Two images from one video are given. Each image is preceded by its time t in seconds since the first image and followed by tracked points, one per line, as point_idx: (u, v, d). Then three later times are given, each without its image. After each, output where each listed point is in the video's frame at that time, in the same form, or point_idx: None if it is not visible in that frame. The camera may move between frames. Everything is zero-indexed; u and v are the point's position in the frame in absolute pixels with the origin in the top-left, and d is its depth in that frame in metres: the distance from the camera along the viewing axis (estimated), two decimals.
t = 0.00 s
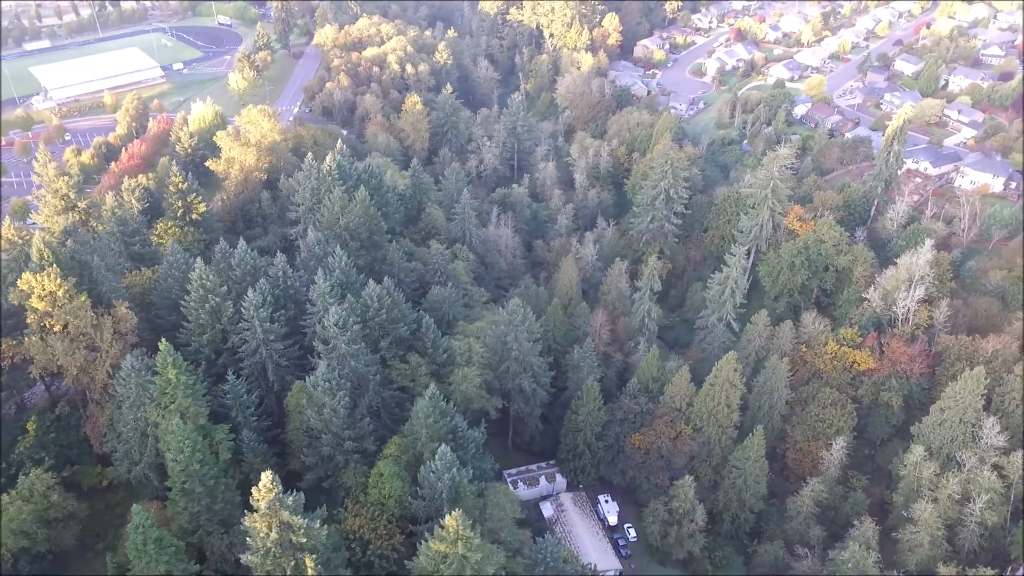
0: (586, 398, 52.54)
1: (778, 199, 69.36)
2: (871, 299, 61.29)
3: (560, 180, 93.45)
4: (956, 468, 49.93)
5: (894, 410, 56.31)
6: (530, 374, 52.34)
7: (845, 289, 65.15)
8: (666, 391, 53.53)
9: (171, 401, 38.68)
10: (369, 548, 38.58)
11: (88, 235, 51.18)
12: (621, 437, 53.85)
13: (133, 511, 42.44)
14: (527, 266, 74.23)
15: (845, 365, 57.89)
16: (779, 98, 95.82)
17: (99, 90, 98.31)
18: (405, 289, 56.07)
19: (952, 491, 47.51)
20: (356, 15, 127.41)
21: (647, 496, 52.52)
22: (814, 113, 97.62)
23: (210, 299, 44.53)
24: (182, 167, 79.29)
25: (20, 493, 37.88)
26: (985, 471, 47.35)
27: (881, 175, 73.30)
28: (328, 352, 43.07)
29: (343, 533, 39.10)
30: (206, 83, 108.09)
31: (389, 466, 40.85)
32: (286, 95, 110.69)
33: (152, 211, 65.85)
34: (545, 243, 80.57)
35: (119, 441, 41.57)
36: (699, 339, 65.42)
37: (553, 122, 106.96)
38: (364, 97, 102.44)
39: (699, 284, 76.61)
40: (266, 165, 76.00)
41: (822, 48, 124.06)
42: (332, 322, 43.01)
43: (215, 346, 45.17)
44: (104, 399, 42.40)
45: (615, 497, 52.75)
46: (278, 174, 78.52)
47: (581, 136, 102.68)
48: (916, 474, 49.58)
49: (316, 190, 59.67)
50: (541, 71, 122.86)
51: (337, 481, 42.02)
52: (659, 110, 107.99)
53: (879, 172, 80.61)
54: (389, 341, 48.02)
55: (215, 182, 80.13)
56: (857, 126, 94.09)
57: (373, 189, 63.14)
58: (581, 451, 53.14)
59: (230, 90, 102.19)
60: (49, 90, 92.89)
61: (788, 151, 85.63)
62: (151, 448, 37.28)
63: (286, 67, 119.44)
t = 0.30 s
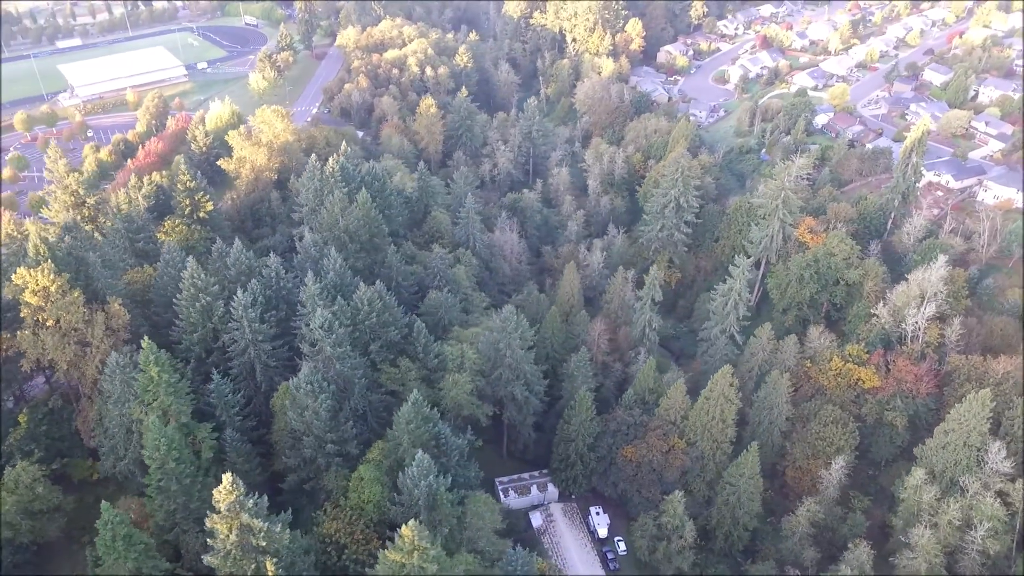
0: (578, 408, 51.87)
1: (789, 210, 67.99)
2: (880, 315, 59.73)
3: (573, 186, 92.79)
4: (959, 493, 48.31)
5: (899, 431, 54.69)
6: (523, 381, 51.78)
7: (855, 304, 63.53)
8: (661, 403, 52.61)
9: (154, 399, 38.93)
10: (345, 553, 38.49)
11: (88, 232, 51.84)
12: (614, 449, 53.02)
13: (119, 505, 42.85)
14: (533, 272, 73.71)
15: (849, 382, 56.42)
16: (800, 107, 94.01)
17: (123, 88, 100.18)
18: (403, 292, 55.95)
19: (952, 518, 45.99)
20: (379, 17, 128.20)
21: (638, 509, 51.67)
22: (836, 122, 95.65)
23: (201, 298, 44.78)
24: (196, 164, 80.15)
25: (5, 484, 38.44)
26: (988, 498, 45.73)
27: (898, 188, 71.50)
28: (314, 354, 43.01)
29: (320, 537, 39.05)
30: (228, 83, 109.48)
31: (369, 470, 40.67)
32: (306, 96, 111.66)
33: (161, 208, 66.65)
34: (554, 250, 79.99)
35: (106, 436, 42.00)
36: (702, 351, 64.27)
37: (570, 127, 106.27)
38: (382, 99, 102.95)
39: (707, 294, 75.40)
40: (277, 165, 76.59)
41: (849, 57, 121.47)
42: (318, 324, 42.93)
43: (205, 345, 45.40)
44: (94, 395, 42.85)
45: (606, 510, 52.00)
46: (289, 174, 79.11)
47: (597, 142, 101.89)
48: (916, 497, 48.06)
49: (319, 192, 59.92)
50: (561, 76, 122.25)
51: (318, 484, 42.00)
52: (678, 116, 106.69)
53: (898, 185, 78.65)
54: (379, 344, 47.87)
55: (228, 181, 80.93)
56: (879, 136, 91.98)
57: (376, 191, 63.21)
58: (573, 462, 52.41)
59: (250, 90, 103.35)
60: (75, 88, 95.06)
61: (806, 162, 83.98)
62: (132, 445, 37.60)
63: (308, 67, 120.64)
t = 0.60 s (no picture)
0: (569, 417, 51.14)
1: (798, 221, 66.57)
2: (887, 330, 58.10)
3: (585, 191, 92.08)
4: (960, 518, 46.70)
5: (901, 451, 53.08)
6: (514, 388, 51.24)
7: (863, 318, 61.96)
8: (654, 414, 51.70)
9: (136, 395, 39.14)
10: (319, 555, 38.34)
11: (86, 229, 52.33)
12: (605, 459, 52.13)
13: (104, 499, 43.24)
14: (536, 278, 73.08)
15: (851, 399, 54.95)
16: (818, 115, 92.16)
17: (143, 86, 102.62)
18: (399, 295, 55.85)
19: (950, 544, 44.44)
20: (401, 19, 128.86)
21: (627, 521, 50.85)
22: (856, 132, 93.60)
23: (191, 297, 44.97)
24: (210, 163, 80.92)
25: None
26: (988, 525, 44.13)
27: (914, 200, 69.66)
28: (299, 356, 43.01)
29: (295, 538, 39.01)
30: (248, 82, 110.68)
31: (348, 473, 40.57)
32: (324, 97, 112.63)
33: (168, 205, 67.36)
34: (561, 255, 79.24)
35: (91, 430, 42.37)
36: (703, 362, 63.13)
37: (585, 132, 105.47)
38: (398, 101, 103.30)
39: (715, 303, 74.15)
40: (287, 165, 77.08)
41: (875, 65, 118.84)
42: (302, 326, 42.87)
43: (194, 343, 45.59)
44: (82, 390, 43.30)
45: (596, 521, 51.28)
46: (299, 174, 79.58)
47: (612, 147, 101.01)
48: (913, 520, 46.50)
49: (320, 193, 60.12)
50: (580, 80, 121.43)
51: (299, 485, 42.07)
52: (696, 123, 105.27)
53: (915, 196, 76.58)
54: (368, 347, 47.80)
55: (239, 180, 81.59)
56: (900, 146, 89.79)
57: (378, 193, 63.22)
58: (562, 471, 51.73)
59: (269, 90, 104.41)
60: (99, 85, 100.26)
61: (821, 171, 82.25)
62: (111, 441, 37.90)
63: (328, 68, 121.66)
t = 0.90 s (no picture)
0: (559, 426, 50.53)
1: (808, 233, 65.04)
2: (894, 348, 56.44)
3: (597, 197, 91.23)
4: (959, 546, 45.09)
5: (903, 473, 51.46)
6: (504, 396, 50.78)
7: (871, 335, 60.32)
8: (647, 427, 50.81)
9: (119, 392, 39.44)
10: (295, 558, 38.29)
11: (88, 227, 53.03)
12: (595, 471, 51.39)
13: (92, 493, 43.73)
14: (541, 284, 72.51)
15: (853, 417, 53.46)
16: (839, 125, 90.16)
17: (167, 84, 105.87)
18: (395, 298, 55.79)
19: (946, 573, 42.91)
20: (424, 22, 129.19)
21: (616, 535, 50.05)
22: (878, 143, 91.22)
23: (182, 296, 45.29)
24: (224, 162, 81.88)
25: None
26: (987, 554, 42.52)
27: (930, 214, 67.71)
28: (285, 358, 43.08)
29: (272, 540, 39.01)
30: (269, 82, 111.87)
31: (327, 476, 40.50)
32: (343, 98, 113.42)
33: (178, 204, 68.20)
34: (568, 262, 78.36)
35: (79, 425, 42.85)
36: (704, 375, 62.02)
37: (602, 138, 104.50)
38: (415, 104, 103.48)
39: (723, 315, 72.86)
40: (297, 166, 77.60)
41: (904, 74, 116.11)
42: (287, 328, 42.90)
43: (185, 341, 45.91)
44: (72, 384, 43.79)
45: (584, 533, 50.54)
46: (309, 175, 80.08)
47: (628, 153, 99.92)
48: (910, 546, 44.99)
49: (322, 195, 60.32)
50: (601, 85, 120.42)
51: (280, 486, 42.10)
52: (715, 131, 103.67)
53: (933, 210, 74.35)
54: (357, 350, 47.75)
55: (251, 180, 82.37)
56: (923, 158, 87.43)
57: (381, 196, 63.24)
58: (552, 481, 51.11)
59: (290, 89, 105.49)
60: (122, 83, 102.21)
61: (838, 182, 80.38)
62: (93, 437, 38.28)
63: (349, 69, 122.57)
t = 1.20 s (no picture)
0: (550, 435, 49.91)
1: (819, 245, 63.44)
2: (902, 366, 54.73)
3: (611, 203, 90.30)
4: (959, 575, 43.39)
5: (906, 497, 49.78)
6: (496, 402, 50.35)
7: (881, 352, 58.61)
8: (640, 439, 49.95)
9: (106, 387, 39.85)
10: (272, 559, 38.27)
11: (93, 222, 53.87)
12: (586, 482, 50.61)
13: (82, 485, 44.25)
14: (547, 290, 71.93)
15: (855, 436, 51.93)
16: (862, 134, 87.99)
17: (191, 82, 107.75)
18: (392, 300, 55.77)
19: None
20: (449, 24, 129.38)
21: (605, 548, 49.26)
22: (903, 154, 89.00)
23: (177, 293, 45.80)
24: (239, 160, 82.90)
25: None
26: None
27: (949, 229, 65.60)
28: (273, 358, 43.20)
29: (250, 540, 39.01)
30: (292, 82, 113.04)
31: (308, 478, 40.46)
32: (365, 98, 114.17)
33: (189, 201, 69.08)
34: (577, 269, 77.60)
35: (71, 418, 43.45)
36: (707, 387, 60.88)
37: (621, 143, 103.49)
38: (434, 105, 103.59)
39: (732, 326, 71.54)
40: (310, 166, 78.15)
41: (937, 83, 112.59)
42: (275, 328, 43.00)
43: (178, 338, 46.32)
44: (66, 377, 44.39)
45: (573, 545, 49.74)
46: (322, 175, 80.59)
47: (646, 159, 98.74)
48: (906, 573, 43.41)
49: (326, 195, 60.59)
50: (623, 89, 119.30)
51: (264, 486, 42.20)
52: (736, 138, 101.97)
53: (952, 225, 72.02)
54: (348, 352, 47.72)
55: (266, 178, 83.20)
56: (948, 171, 84.98)
57: (385, 198, 63.33)
58: (542, 490, 50.48)
59: (311, 88, 106.62)
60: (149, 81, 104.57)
61: (857, 194, 78.38)
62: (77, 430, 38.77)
63: (373, 70, 123.39)
